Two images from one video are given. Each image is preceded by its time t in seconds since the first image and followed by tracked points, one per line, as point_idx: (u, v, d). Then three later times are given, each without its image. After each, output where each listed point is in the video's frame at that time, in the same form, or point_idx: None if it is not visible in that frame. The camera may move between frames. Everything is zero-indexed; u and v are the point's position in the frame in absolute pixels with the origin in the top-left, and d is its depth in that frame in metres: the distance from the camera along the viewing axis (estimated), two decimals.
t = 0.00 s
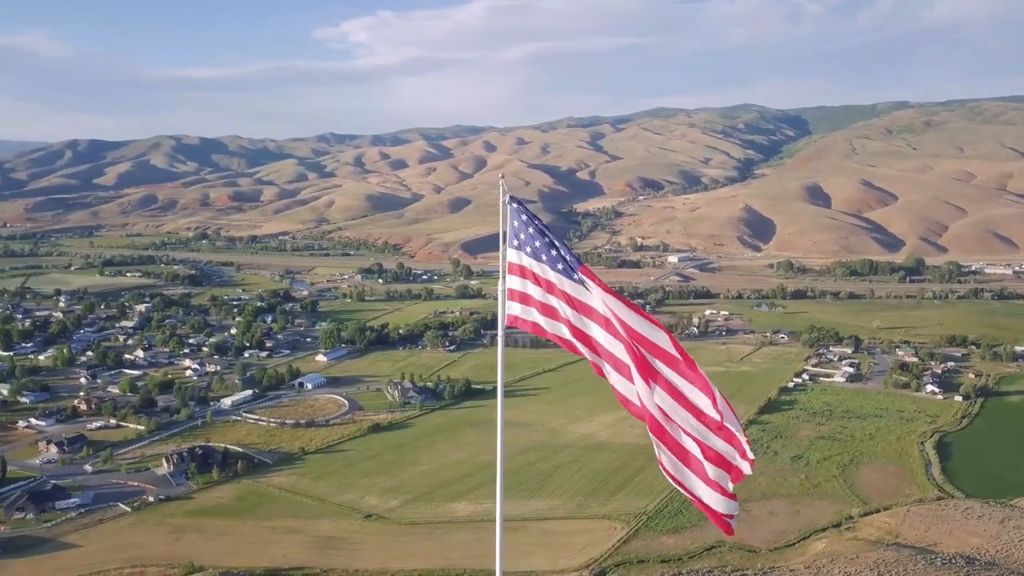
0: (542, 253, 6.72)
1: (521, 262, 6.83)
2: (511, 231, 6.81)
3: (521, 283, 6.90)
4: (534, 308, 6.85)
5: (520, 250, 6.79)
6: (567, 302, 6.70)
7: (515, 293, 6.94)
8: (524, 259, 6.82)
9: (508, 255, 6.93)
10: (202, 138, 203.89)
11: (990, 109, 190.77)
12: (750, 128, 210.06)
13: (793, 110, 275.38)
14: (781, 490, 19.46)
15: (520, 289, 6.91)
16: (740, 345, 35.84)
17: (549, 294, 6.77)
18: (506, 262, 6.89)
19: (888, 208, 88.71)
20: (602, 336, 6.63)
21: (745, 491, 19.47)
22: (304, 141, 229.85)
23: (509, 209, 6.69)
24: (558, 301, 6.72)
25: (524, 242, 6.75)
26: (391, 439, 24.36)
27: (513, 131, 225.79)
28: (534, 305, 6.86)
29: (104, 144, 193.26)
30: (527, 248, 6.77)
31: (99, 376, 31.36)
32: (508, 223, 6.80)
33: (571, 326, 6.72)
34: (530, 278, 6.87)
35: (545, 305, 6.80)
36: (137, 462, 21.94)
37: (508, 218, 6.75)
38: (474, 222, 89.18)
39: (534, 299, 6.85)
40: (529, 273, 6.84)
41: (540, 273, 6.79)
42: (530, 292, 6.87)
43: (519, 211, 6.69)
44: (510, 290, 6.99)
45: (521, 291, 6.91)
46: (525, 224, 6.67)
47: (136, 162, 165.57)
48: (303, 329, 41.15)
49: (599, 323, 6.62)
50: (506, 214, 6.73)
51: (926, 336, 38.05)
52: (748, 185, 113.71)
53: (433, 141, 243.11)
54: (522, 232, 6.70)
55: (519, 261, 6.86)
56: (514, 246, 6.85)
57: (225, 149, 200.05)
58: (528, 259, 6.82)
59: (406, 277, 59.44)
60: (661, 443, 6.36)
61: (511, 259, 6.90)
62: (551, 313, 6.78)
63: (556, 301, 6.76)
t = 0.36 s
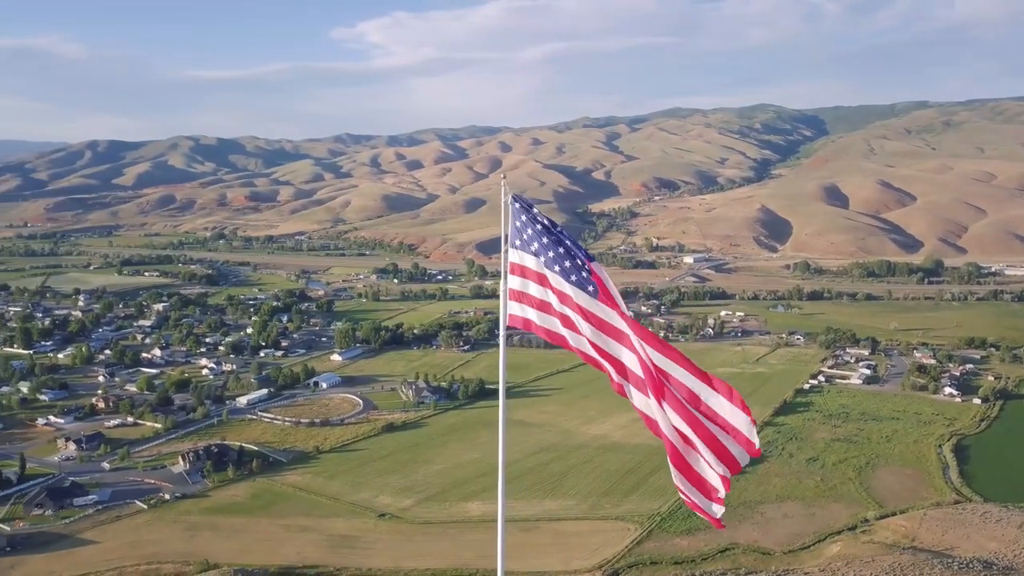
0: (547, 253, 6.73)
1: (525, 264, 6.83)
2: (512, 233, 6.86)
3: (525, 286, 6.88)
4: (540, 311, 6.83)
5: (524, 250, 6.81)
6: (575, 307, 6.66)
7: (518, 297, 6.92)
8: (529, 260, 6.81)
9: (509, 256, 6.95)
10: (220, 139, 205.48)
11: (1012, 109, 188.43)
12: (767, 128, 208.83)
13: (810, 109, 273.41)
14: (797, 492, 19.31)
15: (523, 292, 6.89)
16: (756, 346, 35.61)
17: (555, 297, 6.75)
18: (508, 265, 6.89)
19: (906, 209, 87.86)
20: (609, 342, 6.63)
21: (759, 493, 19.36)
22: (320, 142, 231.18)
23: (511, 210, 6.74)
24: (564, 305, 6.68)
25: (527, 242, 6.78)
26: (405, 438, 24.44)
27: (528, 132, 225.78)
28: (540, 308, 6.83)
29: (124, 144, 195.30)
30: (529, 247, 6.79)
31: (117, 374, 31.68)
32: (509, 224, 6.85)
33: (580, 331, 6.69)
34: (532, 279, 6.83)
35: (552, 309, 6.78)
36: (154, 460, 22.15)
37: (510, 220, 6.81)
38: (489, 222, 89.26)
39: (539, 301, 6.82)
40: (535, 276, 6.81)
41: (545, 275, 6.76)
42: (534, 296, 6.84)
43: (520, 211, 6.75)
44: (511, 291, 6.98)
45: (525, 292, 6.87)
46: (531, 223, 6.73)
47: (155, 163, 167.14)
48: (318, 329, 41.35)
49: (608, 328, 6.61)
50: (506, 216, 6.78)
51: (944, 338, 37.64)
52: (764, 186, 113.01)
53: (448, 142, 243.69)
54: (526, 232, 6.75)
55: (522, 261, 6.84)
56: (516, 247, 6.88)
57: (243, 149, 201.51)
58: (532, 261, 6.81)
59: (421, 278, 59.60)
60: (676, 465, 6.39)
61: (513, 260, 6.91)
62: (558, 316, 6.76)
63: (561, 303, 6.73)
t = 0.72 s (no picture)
0: (556, 256, 6.70)
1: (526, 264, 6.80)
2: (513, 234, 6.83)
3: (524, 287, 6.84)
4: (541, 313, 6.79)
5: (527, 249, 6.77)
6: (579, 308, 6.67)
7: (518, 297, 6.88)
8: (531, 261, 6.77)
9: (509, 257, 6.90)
10: (240, 139, 207.11)
11: None
12: (786, 127, 207.34)
13: (830, 109, 270.98)
14: (813, 495, 19.15)
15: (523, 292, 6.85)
16: (773, 348, 35.37)
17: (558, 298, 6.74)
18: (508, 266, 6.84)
19: (927, 210, 86.88)
20: (623, 351, 6.62)
21: (775, 495, 19.23)
22: (338, 142, 232.49)
23: (514, 210, 6.72)
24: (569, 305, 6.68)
25: (531, 242, 6.75)
26: (420, 438, 24.52)
27: (545, 132, 225.64)
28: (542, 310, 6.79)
29: (145, 145, 197.42)
30: (532, 248, 6.75)
31: (137, 372, 32.01)
32: (511, 222, 6.83)
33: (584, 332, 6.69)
34: (545, 285, 6.78)
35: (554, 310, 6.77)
36: (172, 457, 22.37)
37: (511, 219, 6.79)
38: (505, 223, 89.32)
39: (540, 302, 6.80)
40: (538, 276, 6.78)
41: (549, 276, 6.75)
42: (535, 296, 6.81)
43: (523, 210, 6.75)
44: (520, 296, 6.88)
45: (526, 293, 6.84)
46: (534, 225, 6.73)
47: (175, 163, 168.79)
48: (336, 328, 41.56)
49: (623, 338, 6.62)
50: (508, 214, 6.75)
51: (965, 340, 37.20)
52: (783, 186, 112.20)
53: (466, 142, 243.96)
54: (529, 231, 6.73)
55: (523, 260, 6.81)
56: (518, 247, 6.82)
57: (262, 150, 203.00)
58: (535, 261, 6.77)
59: (437, 277, 59.74)
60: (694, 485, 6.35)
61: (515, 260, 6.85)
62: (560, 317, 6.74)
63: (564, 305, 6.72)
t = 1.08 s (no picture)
0: (569, 264, 6.43)
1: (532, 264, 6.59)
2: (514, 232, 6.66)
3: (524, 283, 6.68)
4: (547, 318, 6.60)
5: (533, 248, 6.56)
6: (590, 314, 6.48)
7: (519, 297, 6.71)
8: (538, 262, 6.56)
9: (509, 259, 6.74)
10: (259, 140, 208.85)
11: None
12: (805, 128, 205.80)
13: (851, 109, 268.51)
14: (831, 498, 18.97)
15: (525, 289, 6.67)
16: (791, 349, 35.12)
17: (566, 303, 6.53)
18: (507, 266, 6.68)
19: (949, 211, 85.83)
20: (641, 365, 6.42)
21: (792, 498, 19.05)
22: (357, 143, 233.82)
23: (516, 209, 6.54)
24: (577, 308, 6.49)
25: (530, 241, 6.56)
26: (436, 438, 24.54)
27: (563, 133, 225.52)
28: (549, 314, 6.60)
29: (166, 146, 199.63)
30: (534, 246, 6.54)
31: (156, 371, 32.35)
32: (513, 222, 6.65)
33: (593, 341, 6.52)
34: (559, 294, 6.53)
35: (563, 313, 6.55)
36: (190, 455, 22.57)
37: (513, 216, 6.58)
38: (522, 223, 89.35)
39: (545, 302, 6.60)
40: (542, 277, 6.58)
41: (551, 280, 6.54)
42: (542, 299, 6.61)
43: (524, 209, 6.60)
44: (534, 304, 6.66)
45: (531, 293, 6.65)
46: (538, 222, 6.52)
47: (195, 163, 170.49)
48: (353, 328, 41.76)
49: (640, 352, 6.42)
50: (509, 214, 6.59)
51: (987, 343, 36.70)
52: (802, 187, 111.43)
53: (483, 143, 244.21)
54: (530, 230, 6.54)
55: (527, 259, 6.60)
56: (517, 246, 6.66)
57: (281, 150, 204.54)
58: (544, 267, 6.54)
59: (454, 278, 59.88)
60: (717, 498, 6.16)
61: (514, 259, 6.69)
62: (569, 322, 6.54)
63: (568, 308, 6.52)
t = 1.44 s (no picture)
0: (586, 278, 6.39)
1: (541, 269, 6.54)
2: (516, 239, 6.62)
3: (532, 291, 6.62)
4: (558, 329, 6.54)
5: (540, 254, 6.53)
6: (603, 325, 6.40)
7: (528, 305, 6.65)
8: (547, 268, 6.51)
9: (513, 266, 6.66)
10: (276, 140, 210.11)
11: None
12: (823, 128, 204.34)
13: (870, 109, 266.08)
14: (846, 501, 18.82)
15: (534, 298, 6.63)
16: (807, 351, 34.88)
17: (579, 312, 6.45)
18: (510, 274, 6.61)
19: (970, 211, 84.83)
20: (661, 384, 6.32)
21: (807, 500, 18.94)
22: (373, 144, 234.97)
23: (519, 212, 6.47)
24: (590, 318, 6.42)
25: (536, 246, 6.53)
26: (449, 437, 24.58)
27: (578, 134, 225.21)
28: (561, 326, 6.54)
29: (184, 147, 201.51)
30: (542, 250, 6.51)
31: (173, 369, 32.66)
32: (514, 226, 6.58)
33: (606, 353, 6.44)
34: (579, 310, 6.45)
35: (575, 323, 6.48)
36: (206, 454, 22.76)
37: (515, 221, 6.52)
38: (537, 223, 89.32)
39: (555, 310, 6.54)
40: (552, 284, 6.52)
41: (563, 287, 6.47)
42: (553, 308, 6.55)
43: (536, 219, 6.54)
44: (551, 320, 6.59)
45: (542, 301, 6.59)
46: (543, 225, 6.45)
47: (213, 164, 171.89)
48: (368, 327, 41.93)
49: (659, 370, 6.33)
50: (511, 216, 6.49)
51: (1006, 345, 36.20)
52: (819, 187, 110.59)
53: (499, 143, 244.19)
54: (534, 233, 6.50)
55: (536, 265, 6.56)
56: (519, 247, 6.59)
57: (298, 151, 205.81)
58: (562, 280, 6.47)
59: (469, 278, 59.94)
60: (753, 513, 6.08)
61: (517, 261, 6.62)
62: (582, 331, 6.47)
63: (580, 317, 6.46)
